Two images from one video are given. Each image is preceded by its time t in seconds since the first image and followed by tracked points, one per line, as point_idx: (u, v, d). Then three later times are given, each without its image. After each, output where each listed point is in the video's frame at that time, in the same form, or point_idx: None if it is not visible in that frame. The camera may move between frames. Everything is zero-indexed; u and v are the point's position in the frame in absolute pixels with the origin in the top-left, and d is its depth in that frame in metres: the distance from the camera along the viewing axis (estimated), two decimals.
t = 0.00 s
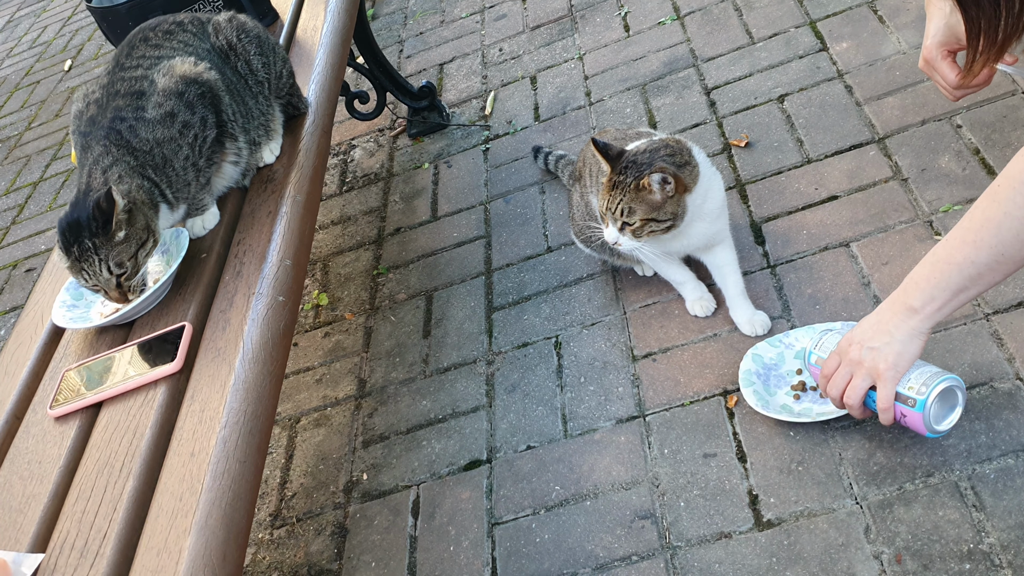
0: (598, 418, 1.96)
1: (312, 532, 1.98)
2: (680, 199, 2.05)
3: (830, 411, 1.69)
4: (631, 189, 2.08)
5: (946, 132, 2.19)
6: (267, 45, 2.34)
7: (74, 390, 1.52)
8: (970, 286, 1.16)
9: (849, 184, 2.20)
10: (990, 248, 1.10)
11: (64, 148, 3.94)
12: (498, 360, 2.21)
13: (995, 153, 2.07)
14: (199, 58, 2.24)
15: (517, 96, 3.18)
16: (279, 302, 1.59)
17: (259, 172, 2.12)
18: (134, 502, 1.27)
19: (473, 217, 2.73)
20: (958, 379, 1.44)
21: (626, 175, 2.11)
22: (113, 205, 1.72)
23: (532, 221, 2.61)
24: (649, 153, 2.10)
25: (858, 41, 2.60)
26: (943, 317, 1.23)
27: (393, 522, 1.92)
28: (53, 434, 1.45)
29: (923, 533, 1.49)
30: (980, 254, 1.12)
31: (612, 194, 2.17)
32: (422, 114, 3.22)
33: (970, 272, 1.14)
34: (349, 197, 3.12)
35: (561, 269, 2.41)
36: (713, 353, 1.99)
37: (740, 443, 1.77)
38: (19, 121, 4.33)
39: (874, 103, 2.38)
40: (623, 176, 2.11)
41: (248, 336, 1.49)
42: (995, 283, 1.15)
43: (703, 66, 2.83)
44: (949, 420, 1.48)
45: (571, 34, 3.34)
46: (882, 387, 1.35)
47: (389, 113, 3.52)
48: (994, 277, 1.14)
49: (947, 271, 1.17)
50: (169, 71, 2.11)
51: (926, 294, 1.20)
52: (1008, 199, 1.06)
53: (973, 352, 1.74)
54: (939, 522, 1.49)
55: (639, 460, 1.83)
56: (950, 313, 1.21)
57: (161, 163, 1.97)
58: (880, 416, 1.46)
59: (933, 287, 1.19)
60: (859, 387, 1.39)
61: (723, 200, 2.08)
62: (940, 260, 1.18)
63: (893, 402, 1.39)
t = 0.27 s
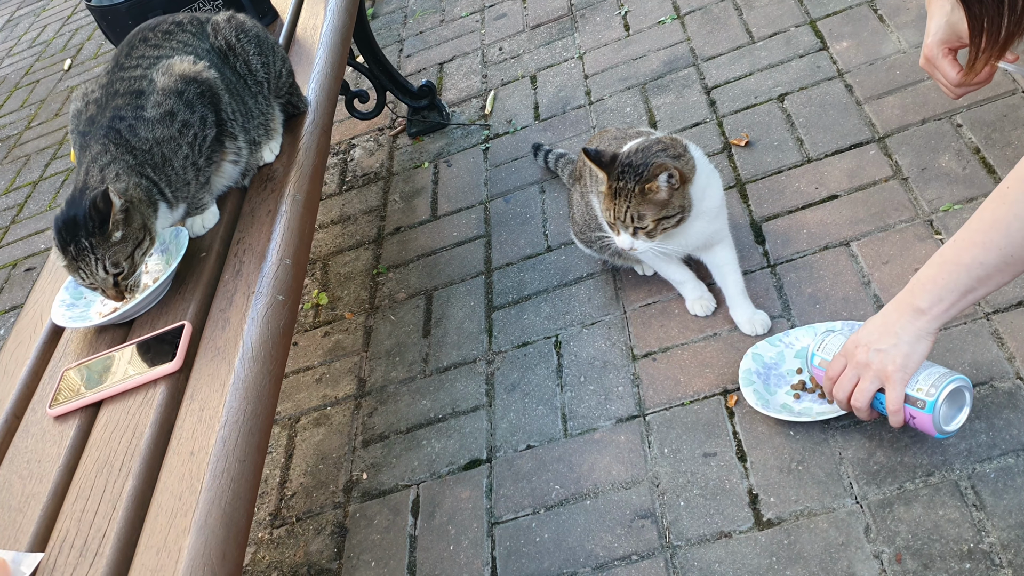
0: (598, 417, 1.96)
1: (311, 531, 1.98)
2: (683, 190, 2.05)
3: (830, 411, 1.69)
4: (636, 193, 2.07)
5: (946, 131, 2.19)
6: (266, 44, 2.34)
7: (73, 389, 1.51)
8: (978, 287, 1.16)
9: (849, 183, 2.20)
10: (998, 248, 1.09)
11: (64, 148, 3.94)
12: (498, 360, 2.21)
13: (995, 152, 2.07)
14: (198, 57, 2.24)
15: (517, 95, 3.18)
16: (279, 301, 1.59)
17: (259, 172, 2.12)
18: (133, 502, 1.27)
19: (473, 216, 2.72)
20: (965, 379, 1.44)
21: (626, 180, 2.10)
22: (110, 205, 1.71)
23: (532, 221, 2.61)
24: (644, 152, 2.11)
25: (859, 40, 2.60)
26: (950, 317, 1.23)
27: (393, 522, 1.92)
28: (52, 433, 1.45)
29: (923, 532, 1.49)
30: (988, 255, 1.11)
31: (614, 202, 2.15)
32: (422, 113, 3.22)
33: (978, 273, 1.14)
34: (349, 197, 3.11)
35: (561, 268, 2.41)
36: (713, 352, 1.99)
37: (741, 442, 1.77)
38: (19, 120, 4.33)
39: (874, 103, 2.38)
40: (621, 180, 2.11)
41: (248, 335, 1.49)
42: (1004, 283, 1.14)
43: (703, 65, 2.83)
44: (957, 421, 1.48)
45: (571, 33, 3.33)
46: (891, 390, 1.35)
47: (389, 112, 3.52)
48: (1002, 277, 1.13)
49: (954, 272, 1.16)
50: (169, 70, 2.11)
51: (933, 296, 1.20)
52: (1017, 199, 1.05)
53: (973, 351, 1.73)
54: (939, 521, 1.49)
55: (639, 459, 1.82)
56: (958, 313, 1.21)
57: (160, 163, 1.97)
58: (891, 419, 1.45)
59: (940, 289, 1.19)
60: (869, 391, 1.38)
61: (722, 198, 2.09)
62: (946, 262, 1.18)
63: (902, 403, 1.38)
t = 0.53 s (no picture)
0: (598, 416, 1.96)
1: (311, 530, 1.98)
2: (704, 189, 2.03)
3: (829, 410, 1.69)
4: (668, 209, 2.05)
5: (945, 130, 2.19)
6: (265, 44, 2.34)
7: (73, 388, 1.51)
8: (984, 288, 1.16)
9: (849, 182, 2.20)
10: (1005, 249, 1.10)
11: (63, 147, 3.94)
12: (497, 359, 2.21)
13: (994, 151, 2.07)
14: (196, 57, 2.24)
15: (516, 94, 3.18)
16: (278, 301, 1.59)
17: (258, 171, 2.12)
18: (132, 501, 1.27)
19: (472, 215, 2.72)
20: (969, 384, 1.45)
21: (650, 201, 2.07)
22: (113, 200, 1.71)
23: (531, 220, 2.60)
24: (650, 166, 2.09)
25: (858, 39, 2.60)
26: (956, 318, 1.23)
27: (392, 520, 1.92)
28: (52, 432, 1.45)
29: (922, 531, 1.49)
30: (995, 256, 1.12)
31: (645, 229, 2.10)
32: (421, 112, 3.22)
33: (985, 274, 1.14)
34: (348, 196, 3.11)
35: (561, 267, 2.41)
36: (712, 351, 1.99)
37: (740, 441, 1.77)
38: (18, 119, 4.32)
39: (874, 102, 2.38)
40: (644, 205, 2.08)
41: (247, 334, 1.49)
42: (1008, 284, 1.15)
43: (703, 64, 2.83)
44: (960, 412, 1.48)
45: (571, 32, 3.33)
46: (894, 390, 1.35)
47: (388, 111, 3.52)
48: (1008, 278, 1.14)
49: (961, 273, 1.17)
50: (166, 69, 2.10)
51: (940, 297, 1.20)
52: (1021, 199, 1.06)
53: (972, 350, 1.73)
54: (938, 520, 1.49)
55: (638, 458, 1.83)
56: (963, 314, 1.22)
57: (157, 162, 1.97)
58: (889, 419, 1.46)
59: (947, 290, 1.19)
60: (871, 389, 1.38)
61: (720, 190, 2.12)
62: (952, 262, 1.18)
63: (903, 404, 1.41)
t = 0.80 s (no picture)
0: (598, 416, 1.95)
1: (310, 530, 1.98)
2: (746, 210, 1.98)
3: (829, 410, 1.69)
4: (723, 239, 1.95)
5: (945, 130, 2.19)
6: (264, 44, 2.34)
7: (72, 388, 1.51)
8: None
9: (849, 182, 2.20)
10: None
11: (63, 146, 3.94)
12: (497, 359, 2.21)
13: (994, 151, 2.06)
14: (195, 57, 2.23)
15: (516, 94, 3.17)
16: (277, 300, 1.58)
17: (257, 171, 2.12)
18: (131, 501, 1.26)
19: (472, 215, 2.72)
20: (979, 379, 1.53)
21: (705, 231, 1.95)
22: (109, 203, 1.72)
23: (531, 219, 2.60)
24: (683, 190, 1.99)
25: (858, 38, 2.60)
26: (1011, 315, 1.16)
27: (392, 520, 1.92)
28: (51, 432, 1.45)
29: (922, 531, 1.49)
30: None
31: (699, 258, 1.98)
32: (421, 111, 3.22)
33: None
34: (348, 195, 3.11)
35: (560, 266, 2.41)
36: (712, 351, 1.99)
37: (739, 441, 1.77)
38: (18, 119, 4.32)
39: (874, 101, 2.38)
40: (702, 237, 1.96)
41: (247, 334, 1.49)
42: None
43: (703, 64, 2.83)
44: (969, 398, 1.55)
45: (571, 31, 3.33)
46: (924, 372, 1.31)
47: (388, 111, 3.51)
48: None
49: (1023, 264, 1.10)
50: (164, 69, 2.10)
51: (1004, 293, 1.12)
52: None
53: (973, 349, 1.73)
54: (938, 520, 1.49)
55: (638, 458, 1.82)
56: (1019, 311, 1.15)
57: (155, 163, 1.96)
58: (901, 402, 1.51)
59: (1008, 283, 1.12)
60: (900, 367, 1.32)
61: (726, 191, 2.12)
62: (1017, 253, 1.11)
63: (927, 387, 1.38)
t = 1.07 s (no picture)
0: (598, 416, 1.96)
1: (310, 530, 1.98)
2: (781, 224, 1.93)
3: (828, 410, 1.69)
4: (766, 256, 1.88)
5: (945, 130, 2.18)
6: (265, 44, 2.34)
7: (73, 388, 1.51)
8: None
9: (849, 182, 2.20)
10: None
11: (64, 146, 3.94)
12: (497, 359, 2.21)
13: (995, 151, 2.06)
14: (195, 58, 2.24)
15: (516, 94, 3.18)
16: (278, 300, 1.59)
17: (257, 171, 2.12)
18: (132, 501, 1.27)
19: (473, 215, 2.72)
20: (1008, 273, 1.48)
21: (749, 250, 1.88)
22: (102, 212, 1.71)
23: (531, 219, 2.60)
24: (713, 212, 1.93)
25: (858, 38, 2.60)
26: None
27: (392, 520, 1.92)
28: (51, 431, 1.45)
29: (922, 531, 1.49)
30: None
31: (744, 278, 1.90)
32: (421, 111, 3.22)
33: None
34: (348, 195, 3.11)
35: (561, 266, 2.41)
36: (712, 351, 1.99)
37: (739, 441, 1.77)
38: (18, 119, 4.33)
39: (874, 101, 2.38)
40: (744, 257, 1.88)
41: (247, 334, 1.49)
42: None
43: (703, 64, 2.83)
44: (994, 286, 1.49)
45: (571, 31, 3.33)
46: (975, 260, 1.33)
47: (388, 111, 3.52)
48: None
49: None
50: (163, 70, 2.10)
51: None
52: None
53: (973, 349, 1.73)
54: (938, 520, 1.49)
55: (638, 458, 1.82)
56: None
57: (154, 164, 1.96)
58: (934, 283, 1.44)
59: None
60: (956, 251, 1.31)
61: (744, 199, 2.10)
62: None
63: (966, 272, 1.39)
